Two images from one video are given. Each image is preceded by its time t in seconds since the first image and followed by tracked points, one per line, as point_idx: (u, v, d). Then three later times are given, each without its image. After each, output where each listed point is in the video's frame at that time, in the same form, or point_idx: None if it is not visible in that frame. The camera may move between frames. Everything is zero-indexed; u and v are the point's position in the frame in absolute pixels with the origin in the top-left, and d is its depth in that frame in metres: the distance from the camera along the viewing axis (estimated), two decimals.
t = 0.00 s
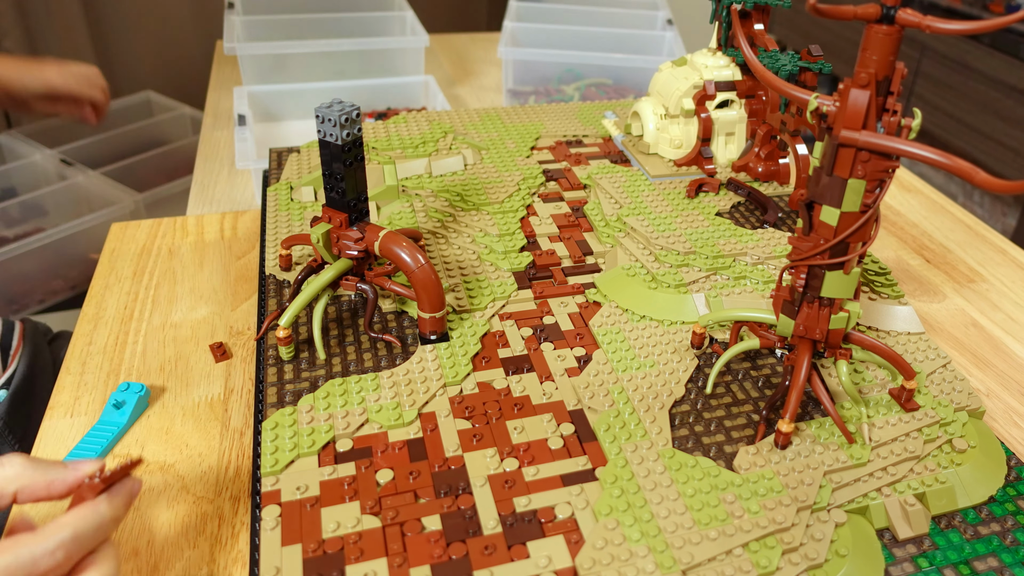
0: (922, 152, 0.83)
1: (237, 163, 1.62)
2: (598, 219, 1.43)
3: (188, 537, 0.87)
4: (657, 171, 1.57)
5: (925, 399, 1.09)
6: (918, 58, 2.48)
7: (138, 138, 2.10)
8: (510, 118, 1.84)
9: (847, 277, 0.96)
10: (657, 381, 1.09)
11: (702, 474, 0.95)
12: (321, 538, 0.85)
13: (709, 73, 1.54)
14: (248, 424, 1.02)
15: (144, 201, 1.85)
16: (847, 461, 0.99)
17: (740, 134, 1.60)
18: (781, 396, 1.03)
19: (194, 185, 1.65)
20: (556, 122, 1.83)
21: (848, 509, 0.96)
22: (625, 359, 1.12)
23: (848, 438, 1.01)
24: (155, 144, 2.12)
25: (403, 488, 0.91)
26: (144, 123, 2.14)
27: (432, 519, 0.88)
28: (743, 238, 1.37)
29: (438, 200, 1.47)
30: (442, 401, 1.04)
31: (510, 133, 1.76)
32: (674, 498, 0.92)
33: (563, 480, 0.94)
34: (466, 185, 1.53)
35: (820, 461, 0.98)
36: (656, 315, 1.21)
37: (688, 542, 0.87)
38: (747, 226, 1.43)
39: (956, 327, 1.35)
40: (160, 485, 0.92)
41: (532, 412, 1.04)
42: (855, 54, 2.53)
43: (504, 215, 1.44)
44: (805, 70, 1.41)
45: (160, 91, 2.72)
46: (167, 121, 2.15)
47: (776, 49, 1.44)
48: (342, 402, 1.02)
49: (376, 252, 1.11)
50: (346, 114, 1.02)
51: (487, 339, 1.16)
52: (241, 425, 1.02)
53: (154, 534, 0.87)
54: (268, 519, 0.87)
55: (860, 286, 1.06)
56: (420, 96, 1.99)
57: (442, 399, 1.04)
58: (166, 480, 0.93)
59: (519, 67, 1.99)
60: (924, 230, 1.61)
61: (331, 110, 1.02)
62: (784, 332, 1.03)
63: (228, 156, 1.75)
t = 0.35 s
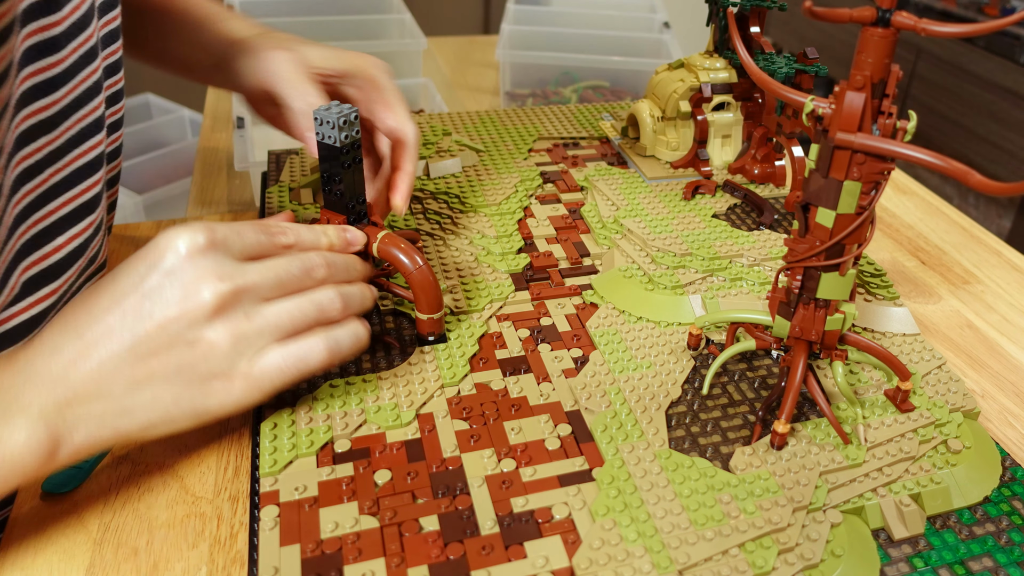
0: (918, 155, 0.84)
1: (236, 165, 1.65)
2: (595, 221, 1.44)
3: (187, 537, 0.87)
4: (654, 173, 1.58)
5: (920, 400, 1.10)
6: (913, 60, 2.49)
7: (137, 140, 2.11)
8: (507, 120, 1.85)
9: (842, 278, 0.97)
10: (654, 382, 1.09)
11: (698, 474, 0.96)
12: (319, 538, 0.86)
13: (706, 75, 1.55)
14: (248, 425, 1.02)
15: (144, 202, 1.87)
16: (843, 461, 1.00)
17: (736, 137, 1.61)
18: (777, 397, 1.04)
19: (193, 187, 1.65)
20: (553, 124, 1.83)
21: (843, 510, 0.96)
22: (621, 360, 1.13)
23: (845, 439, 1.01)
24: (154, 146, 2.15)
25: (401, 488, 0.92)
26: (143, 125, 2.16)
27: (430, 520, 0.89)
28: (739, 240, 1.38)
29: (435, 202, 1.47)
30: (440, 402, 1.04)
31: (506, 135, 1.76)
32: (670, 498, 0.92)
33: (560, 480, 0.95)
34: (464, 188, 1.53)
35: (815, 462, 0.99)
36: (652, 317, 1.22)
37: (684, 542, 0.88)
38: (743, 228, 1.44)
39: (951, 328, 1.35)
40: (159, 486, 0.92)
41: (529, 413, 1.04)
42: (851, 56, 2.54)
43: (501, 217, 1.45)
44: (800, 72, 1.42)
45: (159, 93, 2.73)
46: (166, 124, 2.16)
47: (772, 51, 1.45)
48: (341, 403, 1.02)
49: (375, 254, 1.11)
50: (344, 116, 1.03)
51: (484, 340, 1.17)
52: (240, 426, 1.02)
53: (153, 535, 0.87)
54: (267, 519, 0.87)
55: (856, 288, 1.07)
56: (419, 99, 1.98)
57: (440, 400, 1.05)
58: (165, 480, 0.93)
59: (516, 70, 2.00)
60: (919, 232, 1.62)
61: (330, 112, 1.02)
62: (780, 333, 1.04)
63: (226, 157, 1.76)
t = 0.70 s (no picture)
0: (915, 157, 0.84)
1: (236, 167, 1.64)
2: (594, 223, 1.45)
3: (188, 537, 0.88)
4: (652, 175, 1.58)
5: (918, 401, 1.10)
6: (911, 63, 2.50)
7: (138, 141, 2.12)
8: (507, 122, 1.85)
9: (840, 280, 0.97)
10: (652, 384, 1.10)
11: (697, 475, 0.96)
12: (319, 538, 0.86)
13: (704, 78, 1.56)
14: (248, 425, 1.02)
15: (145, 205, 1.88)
16: (841, 462, 1.00)
17: (734, 139, 1.60)
18: (775, 398, 1.04)
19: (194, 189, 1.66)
20: (552, 126, 1.84)
21: (841, 510, 0.97)
22: (620, 361, 1.14)
23: (842, 440, 1.02)
24: (156, 148, 2.16)
25: (401, 489, 0.92)
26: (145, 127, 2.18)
27: (429, 520, 0.89)
28: (738, 241, 1.39)
29: (435, 204, 1.48)
30: (439, 403, 1.05)
31: (506, 138, 1.77)
32: (669, 499, 0.93)
33: (559, 481, 0.95)
34: (463, 189, 1.54)
35: (813, 462, 0.99)
36: (651, 318, 1.22)
37: (682, 542, 0.88)
38: (741, 229, 1.45)
39: (948, 330, 1.36)
40: (160, 486, 0.93)
41: (528, 413, 1.05)
42: (849, 59, 2.55)
43: (500, 219, 1.45)
44: (798, 74, 1.43)
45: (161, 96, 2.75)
46: (167, 125, 2.18)
47: (770, 54, 1.46)
48: (341, 403, 1.03)
49: (374, 256, 1.12)
50: (344, 118, 1.03)
51: (483, 341, 1.18)
52: (240, 426, 1.03)
53: (155, 534, 0.87)
54: (267, 519, 0.87)
55: (853, 290, 1.07)
56: (418, 102, 1.99)
57: (440, 401, 1.05)
58: (167, 481, 0.94)
59: (515, 73, 2.00)
60: (917, 234, 1.63)
61: (330, 115, 1.03)
62: (779, 334, 1.04)
63: (227, 160, 1.77)
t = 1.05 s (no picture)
0: (910, 159, 0.85)
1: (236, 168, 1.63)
2: (591, 225, 1.45)
3: (187, 537, 0.88)
4: (649, 177, 1.59)
5: (913, 402, 1.11)
6: (906, 66, 2.51)
7: (136, 143, 2.11)
8: (504, 124, 1.86)
9: (836, 281, 0.98)
10: (649, 384, 1.10)
11: (693, 475, 0.97)
12: (318, 538, 0.87)
13: (700, 80, 1.57)
14: (247, 426, 1.03)
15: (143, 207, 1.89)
16: (836, 462, 1.01)
17: (730, 141, 1.62)
18: (771, 399, 1.05)
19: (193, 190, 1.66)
20: (549, 129, 1.85)
21: (836, 510, 0.98)
22: (617, 362, 1.14)
23: (837, 440, 1.03)
24: (155, 150, 2.17)
25: (399, 489, 0.93)
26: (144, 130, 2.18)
27: (427, 520, 0.90)
28: (734, 243, 1.40)
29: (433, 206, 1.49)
30: (437, 404, 1.06)
31: (504, 140, 1.78)
32: (665, 499, 0.93)
33: (556, 481, 0.96)
34: (461, 192, 1.54)
35: (809, 463, 1.00)
36: (648, 320, 1.23)
37: (679, 542, 0.89)
38: (738, 231, 1.45)
39: (944, 331, 1.37)
40: (160, 486, 0.93)
41: (526, 414, 1.05)
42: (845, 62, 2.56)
43: (498, 221, 1.46)
44: (794, 77, 1.44)
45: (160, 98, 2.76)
46: (166, 128, 2.18)
47: (766, 56, 1.47)
48: (339, 404, 1.03)
49: (373, 257, 1.13)
50: (342, 121, 1.04)
51: (481, 342, 1.18)
52: (239, 427, 1.03)
53: (154, 534, 0.88)
54: (267, 519, 0.88)
55: (849, 292, 1.08)
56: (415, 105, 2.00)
57: (437, 402, 1.06)
58: (166, 481, 0.94)
59: (512, 75, 2.01)
60: (912, 235, 1.63)
61: (329, 118, 1.04)
62: (775, 335, 1.05)
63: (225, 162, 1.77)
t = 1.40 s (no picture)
0: (905, 160, 0.86)
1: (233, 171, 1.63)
2: (588, 226, 1.46)
3: (187, 538, 0.88)
4: (646, 179, 1.60)
5: (908, 403, 1.12)
6: (902, 68, 2.53)
7: (137, 146, 2.14)
8: (502, 127, 1.87)
9: (832, 283, 0.99)
10: (646, 386, 1.11)
11: (690, 476, 0.97)
12: (317, 538, 0.87)
13: (697, 83, 1.58)
14: (246, 428, 1.03)
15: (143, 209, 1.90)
16: (832, 463, 1.01)
17: (727, 143, 1.62)
18: (767, 400, 1.05)
19: (193, 192, 1.67)
20: (547, 131, 1.86)
21: (832, 511, 0.98)
22: (614, 363, 1.15)
23: (833, 441, 1.03)
24: (154, 152, 2.17)
25: (396, 489, 0.93)
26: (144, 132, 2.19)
27: (425, 520, 0.90)
28: (730, 245, 1.40)
29: (431, 208, 1.49)
30: (435, 405, 1.06)
31: (501, 142, 1.79)
32: (662, 499, 0.94)
33: (554, 482, 0.97)
34: (458, 194, 1.55)
35: (805, 464, 1.01)
36: (644, 321, 1.24)
37: (676, 543, 0.89)
38: (734, 233, 1.46)
39: (939, 332, 1.38)
40: (159, 487, 0.94)
41: (523, 415, 1.06)
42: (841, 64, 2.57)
43: (495, 223, 1.47)
44: (790, 80, 1.44)
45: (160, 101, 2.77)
46: (165, 130, 2.20)
47: (762, 59, 1.47)
48: (338, 405, 1.04)
49: (370, 258, 1.13)
50: (340, 123, 1.04)
51: (479, 343, 1.19)
52: (238, 428, 1.04)
53: (154, 535, 0.88)
54: (265, 519, 0.88)
55: (844, 293, 1.09)
56: (413, 107, 2.00)
57: (435, 403, 1.06)
58: (165, 482, 0.95)
59: (510, 78, 2.01)
60: (907, 237, 1.64)
61: (326, 120, 1.04)
62: (771, 336, 1.06)
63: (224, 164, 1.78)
